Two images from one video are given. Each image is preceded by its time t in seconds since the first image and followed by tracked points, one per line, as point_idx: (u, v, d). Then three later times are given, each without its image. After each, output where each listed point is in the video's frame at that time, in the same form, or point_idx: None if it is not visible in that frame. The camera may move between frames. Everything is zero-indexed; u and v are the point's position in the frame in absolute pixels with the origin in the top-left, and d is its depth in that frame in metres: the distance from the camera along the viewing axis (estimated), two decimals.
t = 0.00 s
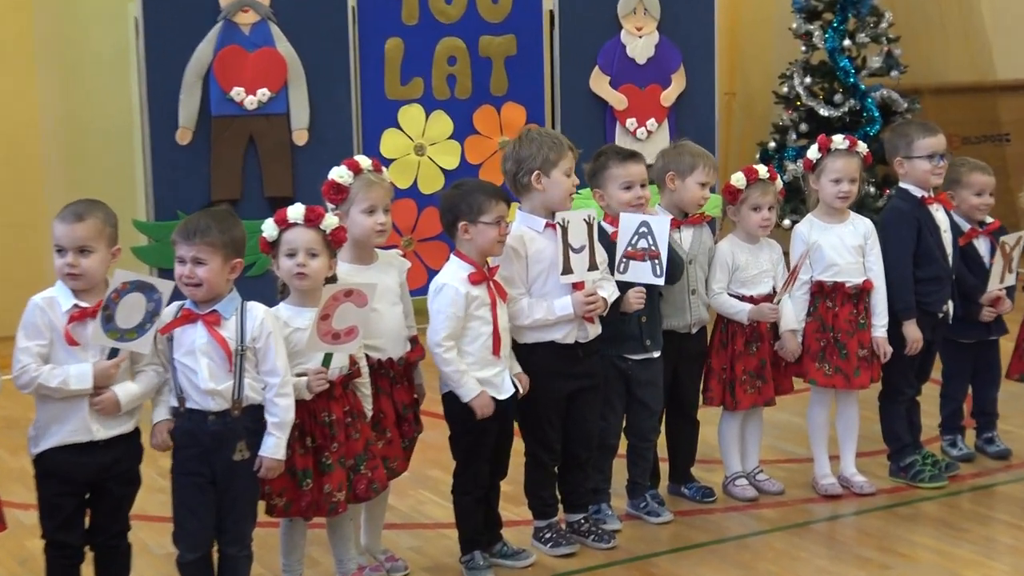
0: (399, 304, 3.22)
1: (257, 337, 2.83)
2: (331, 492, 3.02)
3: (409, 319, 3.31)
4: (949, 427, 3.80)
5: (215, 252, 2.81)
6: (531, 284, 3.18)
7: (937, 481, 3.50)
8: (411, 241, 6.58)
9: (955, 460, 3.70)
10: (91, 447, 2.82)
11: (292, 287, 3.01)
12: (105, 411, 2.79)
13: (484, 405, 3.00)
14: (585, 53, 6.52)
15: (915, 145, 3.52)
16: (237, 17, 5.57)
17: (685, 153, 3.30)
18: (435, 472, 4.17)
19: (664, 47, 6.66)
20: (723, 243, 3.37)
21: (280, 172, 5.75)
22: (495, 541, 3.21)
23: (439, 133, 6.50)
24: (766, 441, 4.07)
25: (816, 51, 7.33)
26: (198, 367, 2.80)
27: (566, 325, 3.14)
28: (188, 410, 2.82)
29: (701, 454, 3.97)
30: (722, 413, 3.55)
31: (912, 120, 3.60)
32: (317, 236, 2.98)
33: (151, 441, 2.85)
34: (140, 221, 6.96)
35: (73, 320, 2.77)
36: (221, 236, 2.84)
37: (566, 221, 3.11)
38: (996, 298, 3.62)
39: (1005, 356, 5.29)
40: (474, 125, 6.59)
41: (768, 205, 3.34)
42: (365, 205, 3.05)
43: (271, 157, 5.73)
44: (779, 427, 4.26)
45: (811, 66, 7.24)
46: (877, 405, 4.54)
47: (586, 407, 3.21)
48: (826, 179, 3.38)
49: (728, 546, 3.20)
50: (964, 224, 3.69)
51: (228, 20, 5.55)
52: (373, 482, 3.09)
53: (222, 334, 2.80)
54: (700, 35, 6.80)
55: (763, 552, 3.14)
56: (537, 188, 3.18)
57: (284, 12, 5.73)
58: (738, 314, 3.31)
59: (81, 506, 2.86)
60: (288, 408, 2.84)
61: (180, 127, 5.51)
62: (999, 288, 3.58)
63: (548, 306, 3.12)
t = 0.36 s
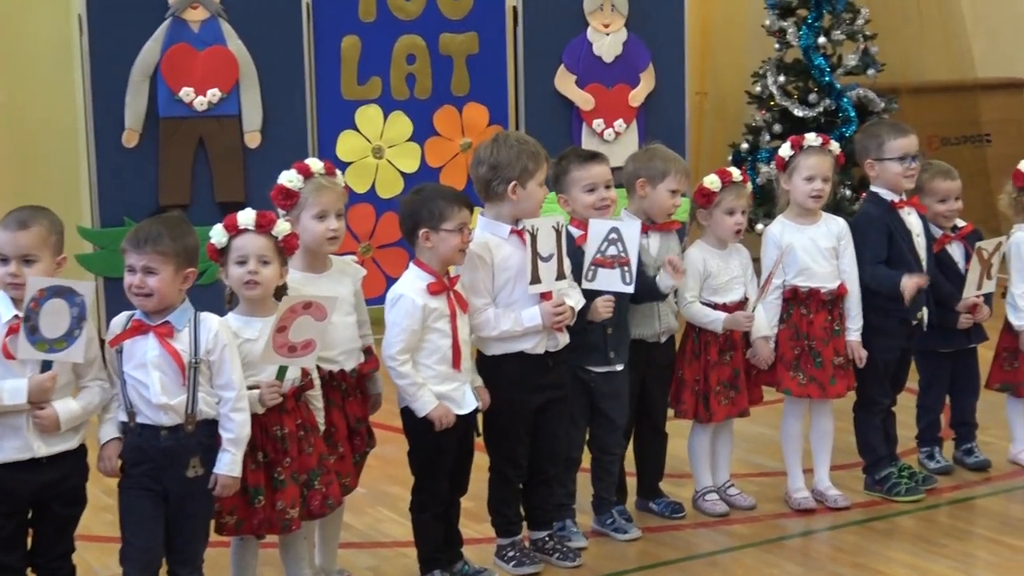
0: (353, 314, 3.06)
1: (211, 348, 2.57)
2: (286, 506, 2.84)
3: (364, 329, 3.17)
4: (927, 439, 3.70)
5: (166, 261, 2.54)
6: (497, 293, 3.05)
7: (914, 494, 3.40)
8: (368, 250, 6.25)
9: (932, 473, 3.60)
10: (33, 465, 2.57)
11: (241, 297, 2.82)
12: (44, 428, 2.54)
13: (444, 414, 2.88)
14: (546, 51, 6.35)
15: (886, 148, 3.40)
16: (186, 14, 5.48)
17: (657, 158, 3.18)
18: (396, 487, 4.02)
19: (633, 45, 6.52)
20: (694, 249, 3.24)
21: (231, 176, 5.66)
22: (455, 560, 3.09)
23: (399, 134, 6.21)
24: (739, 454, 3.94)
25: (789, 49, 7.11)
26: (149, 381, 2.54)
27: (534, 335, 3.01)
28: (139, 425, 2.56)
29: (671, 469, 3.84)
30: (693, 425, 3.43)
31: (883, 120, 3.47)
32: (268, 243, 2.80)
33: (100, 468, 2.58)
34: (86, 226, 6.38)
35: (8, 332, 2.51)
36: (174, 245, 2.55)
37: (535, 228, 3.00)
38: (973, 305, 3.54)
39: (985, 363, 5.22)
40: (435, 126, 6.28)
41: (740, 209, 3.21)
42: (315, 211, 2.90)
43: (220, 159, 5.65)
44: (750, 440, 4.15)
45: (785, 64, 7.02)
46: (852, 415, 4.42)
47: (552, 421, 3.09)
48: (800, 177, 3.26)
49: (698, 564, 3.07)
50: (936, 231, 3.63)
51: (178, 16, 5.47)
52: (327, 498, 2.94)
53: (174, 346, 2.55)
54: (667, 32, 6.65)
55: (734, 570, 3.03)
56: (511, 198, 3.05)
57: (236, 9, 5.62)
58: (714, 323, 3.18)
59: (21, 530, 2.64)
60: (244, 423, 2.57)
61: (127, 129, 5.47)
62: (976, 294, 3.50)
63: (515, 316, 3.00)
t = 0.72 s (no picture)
0: (303, 323, 3.06)
1: (162, 356, 2.53)
2: (239, 516, 2.82)
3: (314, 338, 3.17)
4: (878, 444, 3.74)
5: (112, 269, 2.48)
6: (456, 303, 3.04)
7: (866, 499, 3.43)
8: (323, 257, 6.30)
9: (883, 478, 3.64)
10: None
11: (193, 306, 2.79)
12: None
13: (404, 424, 2.87)
14: (501, 59, 6.37)
15: (832, 155, 3.41)
16: (138, 22, 5.45)
17: (604, 163, 3.20)
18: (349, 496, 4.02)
19: (586, 52, 6.55)
20: (645, 257, 3.27)
21: (183, 185, 5.65)
22: (408, 569, 3.08)
23: (353, 142, 6.26)
24: (692, 461, 3.96)
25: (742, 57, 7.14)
26: (98, 391, 2.48)
27: (493, 344, 3.01)
28: (88, 437, 2.50)
29: (624, 476, 3.86)
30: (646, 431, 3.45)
31: (832, 127, 3.49)
32: (221, 253, 2.77)
33: (45, 480, 2.49)
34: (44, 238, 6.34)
35: None
36: (120, 253, 2.50)
37: (492, 238, 3.01)
38: (920, 311, 3.58)
39: (936, 368, 5.29)
40: (389, 134, 6.34)
41: (691, 215, 3.24)
42: (264, 219, 2.90)
43: (174, 168, 5.63)
44: (702, 446, 4.18)
45: (738, 72, 7.01)
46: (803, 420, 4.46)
47: (513, 426, 3.08)
48: (752, 184, 3.28)
49: (651, 569, 3.08)
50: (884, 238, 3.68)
51: (131, 26, 5.44)
52: (281, 507, 2.91)
53: (125, 355, 2.50)
54: (623, 39, 6.69)
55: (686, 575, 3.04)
56: (468, 208, 3.04)
57: (188, 18, 5.60)
58: (667, 332, 3.21)
59: None
60: (196, 430, 2.54)
61: (78, 138, 5.43)
62: (922, 299, 3.56)
63: (476, 327, 2.98)
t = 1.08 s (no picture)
0: (260, 331, 3.05)
1: (112, 369, 2.50)
2: (199, 525, 2.78)
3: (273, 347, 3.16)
4: (838, 448, 3.77)
5: (60, 281, 2.47)
6: (421, 313, 3.02)
7: (826, 503, 3.46)
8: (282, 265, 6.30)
9: (843, 482, 3.67)
10: None
11: (151, 315, 2.77)
12: None
13: (359, 431, 2.86)
14: (461, 65, 6.43)
15: (790, 161, 3.43)
16: (96, 30, 5.44)
17: (553, 169, 3.24)
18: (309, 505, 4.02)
19: (546, 59, 6.62)
20: (604, 263, 3.31)
21: (143, 193, 5.62)
22: None
23: (313, 149, 6.27)
24: (653, 467, 3.98)
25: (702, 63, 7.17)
26: (48, 405, 2.46)
27: (456, 354, 3.00)
28: (41, 450, 2.47)
29: (585, 483, 3.87)
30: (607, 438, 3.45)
31: (789, 133, 3.50)
32: (181, 262, 2.76)
33: None
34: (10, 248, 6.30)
35: None
36: (68, 266, 2.49)
37: (458, 248, 2.97)
38: (878, 314, 3.60)
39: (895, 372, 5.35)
40: (349, 141, 6.35)
41: (649, 222, 3.28)
42: (220, 226, 2.91)
43: (132, 176, 5.59)
44: (663, 452, 4.19)
45: (698, 79, 7.08)
46: (763, 426, 4.48)
47: (472, 435, 3.08)
48: (712, 195, 3.30)
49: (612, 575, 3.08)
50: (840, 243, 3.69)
51: (89, 33, 5.43)
52: (241, 515, 2.87)
53: (74, 369, 2.47)
54: (580, 47, 6.78)
55: None
56: (433, 217, 3.02)
57: (145, 25, 5.57)
58: (626, 337, 3.24)
59: None
60: (148, 443, 2.51)
61: (36, 146, 5.39)
62: (882, 303, 3.56)
63: (442, 337, 2.96)
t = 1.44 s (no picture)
0: (229, 337, 3.05)
1: (56, 384, 2.41)
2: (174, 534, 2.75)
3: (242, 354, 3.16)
4: (808, 453, 3.79)
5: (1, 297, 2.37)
6: (395, 321, 3.00)
7: (796, 508, 3.47)
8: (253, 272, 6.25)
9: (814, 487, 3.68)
10: None
11: (120, 323, 2.73)
12: None
13: (326, 437, 2.85)
14: (431, 71, 6.47)
15: (759, 167, 3.46)
16: (65, 36, 5.52)
17: (517, 176, 3.26)
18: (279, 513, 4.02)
19: (515, 65, 6.65)
20: (572, 270, 3.32)
21: (111, 198, 5.71)
22: None
23: (283, 156, 6.23)
24: (624, 473, 3.99)
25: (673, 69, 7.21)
26: None
27: (431, 361, 3.00)
28: None
29: (556, 490, 3.87)
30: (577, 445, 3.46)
31: (758, 139, 3.53)
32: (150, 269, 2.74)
33: None
34: None
35: None
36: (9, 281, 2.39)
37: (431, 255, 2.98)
38: (847, 317, 3.63)
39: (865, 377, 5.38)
40: (320, 148, 6.33)
41: (618, 229, 3.33)
42: (188, 232, 2.91)
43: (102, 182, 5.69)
44: (635, 457, 4.21)
45: (667, 85, 7.10)
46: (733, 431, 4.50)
47: (444, 442, 3.07)
48: (682, 197, 3.31)
49: None
50: (809, 248, 3.72)
51: (58, 40, 5.52)
52: (214, 523, 2.87)
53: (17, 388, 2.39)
54: (550, 54, 6.85)
55: None
56: (409, 225, 3.01)
57: (114, 32, 5.66)
58: (599, 343, 3.25)
59: None
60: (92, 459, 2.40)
61: (5, 153, 5.49)
62: (848, 306, 3.60)
63: (416, 344, 2.96)
